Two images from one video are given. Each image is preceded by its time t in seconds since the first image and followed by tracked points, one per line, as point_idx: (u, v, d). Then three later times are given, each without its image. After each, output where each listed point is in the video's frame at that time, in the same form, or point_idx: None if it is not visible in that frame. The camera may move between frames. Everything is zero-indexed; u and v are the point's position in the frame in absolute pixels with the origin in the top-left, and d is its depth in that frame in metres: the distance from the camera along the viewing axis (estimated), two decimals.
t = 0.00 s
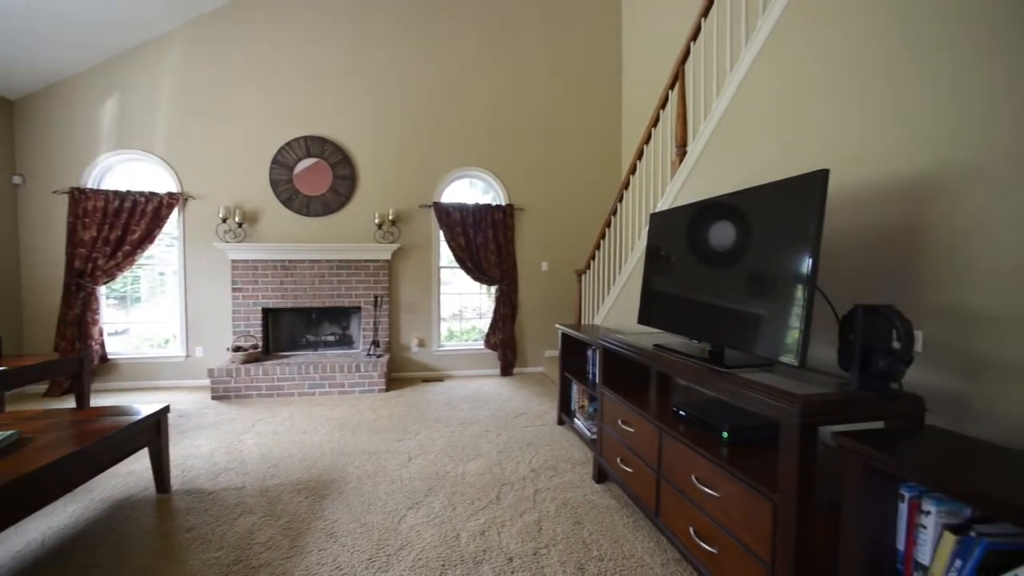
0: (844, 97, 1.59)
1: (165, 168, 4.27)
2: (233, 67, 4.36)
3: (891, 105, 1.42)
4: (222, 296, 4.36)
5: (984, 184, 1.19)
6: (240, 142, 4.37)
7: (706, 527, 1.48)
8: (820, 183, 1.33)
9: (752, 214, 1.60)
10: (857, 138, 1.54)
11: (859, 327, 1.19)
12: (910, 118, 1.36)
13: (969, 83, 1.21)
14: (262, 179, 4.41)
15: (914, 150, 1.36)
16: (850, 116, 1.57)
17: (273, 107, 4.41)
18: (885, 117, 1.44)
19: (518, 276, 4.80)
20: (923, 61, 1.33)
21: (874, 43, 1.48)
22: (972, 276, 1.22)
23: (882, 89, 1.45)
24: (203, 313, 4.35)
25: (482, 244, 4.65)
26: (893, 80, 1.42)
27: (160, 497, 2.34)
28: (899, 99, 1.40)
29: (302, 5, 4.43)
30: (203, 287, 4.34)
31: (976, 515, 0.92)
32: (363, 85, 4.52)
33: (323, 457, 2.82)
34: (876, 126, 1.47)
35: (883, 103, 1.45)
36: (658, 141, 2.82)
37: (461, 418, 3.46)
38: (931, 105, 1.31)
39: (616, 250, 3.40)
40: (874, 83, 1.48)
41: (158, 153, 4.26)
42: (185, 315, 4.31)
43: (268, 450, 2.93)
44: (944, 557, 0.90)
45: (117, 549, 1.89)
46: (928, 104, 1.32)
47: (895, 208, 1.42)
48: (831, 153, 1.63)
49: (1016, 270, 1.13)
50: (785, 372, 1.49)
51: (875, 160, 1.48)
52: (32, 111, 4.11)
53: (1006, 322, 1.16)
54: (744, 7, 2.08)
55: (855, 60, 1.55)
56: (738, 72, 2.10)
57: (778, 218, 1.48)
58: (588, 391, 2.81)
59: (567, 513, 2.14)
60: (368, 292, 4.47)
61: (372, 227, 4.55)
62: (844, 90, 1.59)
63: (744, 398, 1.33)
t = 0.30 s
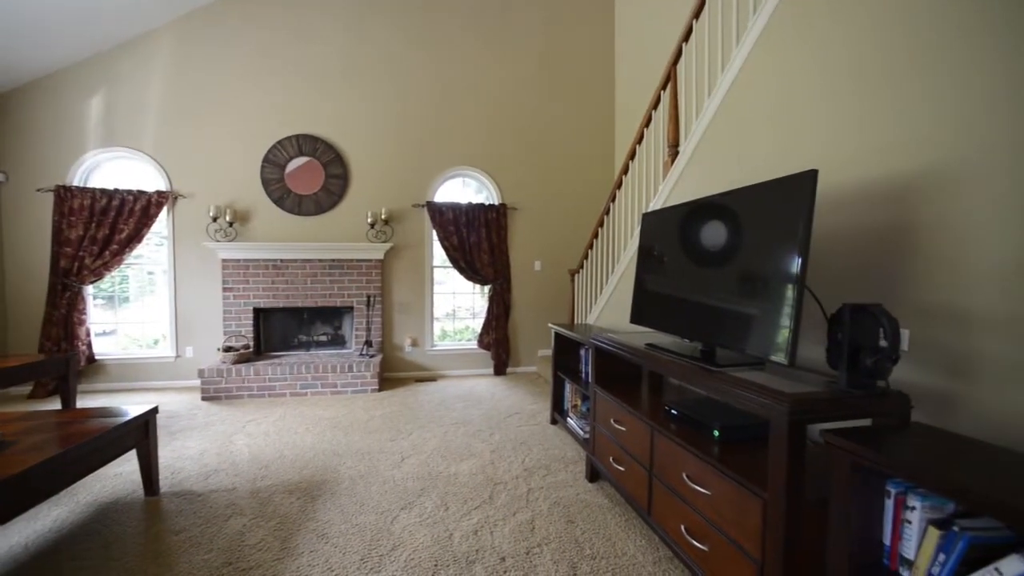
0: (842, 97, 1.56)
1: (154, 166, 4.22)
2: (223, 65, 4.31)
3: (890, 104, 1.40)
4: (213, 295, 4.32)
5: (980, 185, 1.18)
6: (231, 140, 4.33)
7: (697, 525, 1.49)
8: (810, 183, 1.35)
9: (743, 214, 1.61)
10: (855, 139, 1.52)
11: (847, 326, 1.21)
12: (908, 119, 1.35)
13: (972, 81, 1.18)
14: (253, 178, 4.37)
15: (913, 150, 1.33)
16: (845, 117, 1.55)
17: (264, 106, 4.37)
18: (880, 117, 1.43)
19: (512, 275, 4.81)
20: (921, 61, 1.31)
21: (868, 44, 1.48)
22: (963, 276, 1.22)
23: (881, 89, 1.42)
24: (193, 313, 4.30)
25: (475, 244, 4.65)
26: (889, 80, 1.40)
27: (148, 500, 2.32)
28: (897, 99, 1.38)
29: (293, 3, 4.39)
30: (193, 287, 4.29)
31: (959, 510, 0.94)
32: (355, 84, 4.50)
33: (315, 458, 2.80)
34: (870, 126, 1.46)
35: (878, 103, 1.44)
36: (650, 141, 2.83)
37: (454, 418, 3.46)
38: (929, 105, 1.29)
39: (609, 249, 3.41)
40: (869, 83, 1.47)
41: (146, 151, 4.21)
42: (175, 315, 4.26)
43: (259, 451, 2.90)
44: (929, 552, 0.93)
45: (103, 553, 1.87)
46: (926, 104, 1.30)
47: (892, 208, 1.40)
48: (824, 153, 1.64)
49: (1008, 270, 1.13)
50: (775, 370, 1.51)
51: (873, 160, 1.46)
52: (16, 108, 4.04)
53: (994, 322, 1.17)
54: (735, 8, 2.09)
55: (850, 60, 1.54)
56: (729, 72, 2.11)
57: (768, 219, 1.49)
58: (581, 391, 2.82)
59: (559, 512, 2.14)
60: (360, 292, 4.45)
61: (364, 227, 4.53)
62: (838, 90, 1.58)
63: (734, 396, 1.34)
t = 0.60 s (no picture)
0: (840, 97, 1.57)
1: (147, 165, 4.18)
2: (217, 63, 4.28)
3: (889, 104, 1.40)
4: (206, 295, 4.29)
5: (977, 185, 1.18)
6: (225, 139, 4.30)
7: (691, 524, 1.49)
8: (803, 183, 1.35)
9: (737, 214, 1.62)
10: (853, 139, 1.52)
11: (840, 323, 1.22)
12: (906, 119, 1.35)
13: (973, 81, 1.18)
14: (247, 177, 4.34)
15: (911, 150, 1.34)
16: (843, 116, 1.55)
17: (259, 104, 4.35)
18: (878, 117, 1.43)
19: (508, 275, 4.81)
20: (921, 61, 1.31)
21: (866, 44, 1.48)
22: (957, 276, 1.23)
23: (881, 89, 1.43)
24: (186, 313, 4.27)
25: (471, 243, 4.65)
26: (888, 80, 1.40)
27: (140, 501, 2.30)
28: (897, 99, 1.38)
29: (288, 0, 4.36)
30: (186, 287, 4.26)
31: (949, 506, 0.95)
32: (350, 82, 4.48)
33: (310, 458, 2.79)
34: (869, 126, 1.47)
35: (877, 103, 1.44)
36: (645, 141, 2.84)
37: (450, 417, 3.46)
38: (928, 106, 1.29)
39: (604, 248, 3.42)
40: (868, 83, 1.47)
41: (138, 149, 4.17)
42: (168, 315, 4.23)
43: (253, 451, 2.89)
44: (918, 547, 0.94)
45: (95, 555, 1.85)
46: (924, 104, 1.30)
47: (890, 208, 1.41)
48: (821, 152, 1.65)
49: (1002, 270, 1.14)
50: (768, 368, 1.52)
51: (870, 160, 1.46)
52: (5, 105, 3.99)
53: (987, 321, 1.18)
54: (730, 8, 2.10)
55: (849, 60, 1.54)
56: (725, 72, 2.12)
57: (762, 219, 1.50)
58: (577, 390, 2.82)
59: (555, 511, 2.15)
60: (355, 291, 4.43)
61: (360, 226, 4.51)
62: (836, 90, 1.58)
63: (727, 395, 1.35)
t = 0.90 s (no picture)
0: (839, 97, 1.57)
1: (142, 163, 4.17)
2: (213, 61, 4.26)
3: (889, 104, 1.40)
4: (203, 295, 4.28)
5: (976, 185, 1.19)
6: (221, 137, 4.29)
7: (688, 522, 1.50)
8: (800, 182, 1.36)
9: (734, 213, 1.63)
10: (852, 138, 1.53)
11: (836, 321, 1.22)
12: (905, 119, 1.35)
13: (973, 81, 1.19)
14: (244, 176, 4.32)
15: (910, 150, 1.34)
16: (841, 116, 1.56)
17: (256, 102, 4.33)
18: (876, 116, 1.44)
19: (505, 275, 4.81)
20: (921, 61, 1.31)
21: (865, 44, 1.49)
22: (954, 274, 1.24)
23: (880, 88, 1.43)
24: (183, 312, 4.25)
25: (469, 243, 4.64)
26: (887, 79, 1.41)
27: (136, 500, 2.29)
28: (897, 99, 1.38)
29: None
30: (183, 286, 4.25)
31: (943, 503, 0.95)
32: (348, 81, 4.47)
33: (307, 457, 2.78)
34: (867, 126, 1.48)
35: (876, 103, 1.45)
36: (643, 140, 2.85)
37: (447, 417, 3.46)
38: (927, 106, 1.30)
39: (602, 248, 3.42)
40: (867, 83, 1.48)
41: (134, 147, 4.15)
42: (164, 314, 4.21)
43: (250, 450, 2.88)
44: (913, 544, 0.94)
45: (91, 555, 1.84)
46: (925, 104, 1.30)
47: (889, 207, 1.41)
48: (820, 153, 1.65)
49: (1001, 269, 1.14)
50: (765, 367, 1.53)
51: (869, 159, 1.47)
52: None
53: (986, 320, 1.18)
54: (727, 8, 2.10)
55: (848, 59, 1.55)
56: (722, 72, 2.13)
57: (760, 218, 1.50)
58: (574, 389, 2.83)
59: (552, 510, 2.15)
60: (353, 290, 4.42)
61: (357, 225, 4.50)
62: (834, 89, 1.59)
63: (724, 393, 1.35)
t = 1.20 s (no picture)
0: (839, 96, 1.57)
1: (141, 162, 4.16)
2: (213, 60, 4.26)
3: (889, 103, 1.40)
4: (203, 294, 4.27)
5: (977, 184, 1.18)
6: (220, 136, 4.28)
7: (688, 519, 1.50)
8: (801, 179, 1.36)
9: (734, 212, 1.63)
10: (851, 137, 1.53)
11: (836, 319, 1.22)
12: (906, 118, 1.35)
13: (973, 81, 1.19)
14: (244, 175, 4.32)
15: (911, 149, 1.34)
16: (841, 115, 1.56)
17: (255, 102, 4.33)
18: (875, 116, 1.44)
19: (505, 274, 4.81)
20: (921, 60, 1.31)
21: (866, 43, 1.48)
22: (953, 273, 1.24)
23: (879, 87, 1.43)
24: (182, 311, 4.25)
25: (469, 242, 4.64)
26: (887, 79, 1.41)
27: (136, 499, 2.29)
28: (896, 98, 1.38)
29: None
30: (182, 285, 4.24)
31: (943, 500, 0.95)
32: (348, 80, 4.47)
33: (306, 456, 2.78)
34: (866, 126, 1.48)
35: (876, 102, 1.45)
36: (643, 139, 2.84)
37: (447, 415, 3.46)
38: (928, 105, 1.29)
39: (602, 247, 3.42)
40: (866, 82, 1.48)
41: (133, 146, 4.15)
42: (163, 313, 4.21)
43: (250, 449, 2.88)
44: (913, 541, 0.94)
45: (91, 553, 1.84)
46: (924, 103, 1.30)
47: (888, 206, 1.41)
48: (818, 151, 1.65)
49: (1002, 268, 1.14)
50: (765, 365, 1.53)
51: (869, 159, 1.47)
52: None
53: (986, 319, 1.18)
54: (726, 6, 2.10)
55: (849, 58, 1.54)
56: (722, 70, 2.13)
57: (760, 216, 1.50)
58: (574, 387, 2.83)
59: (552, 508, 2.15)
60: (353, 290, 4.42)
61: (357, 224, 4.50)
62: (834, 88, 1.59)
63: (724, 391, 1.35)
